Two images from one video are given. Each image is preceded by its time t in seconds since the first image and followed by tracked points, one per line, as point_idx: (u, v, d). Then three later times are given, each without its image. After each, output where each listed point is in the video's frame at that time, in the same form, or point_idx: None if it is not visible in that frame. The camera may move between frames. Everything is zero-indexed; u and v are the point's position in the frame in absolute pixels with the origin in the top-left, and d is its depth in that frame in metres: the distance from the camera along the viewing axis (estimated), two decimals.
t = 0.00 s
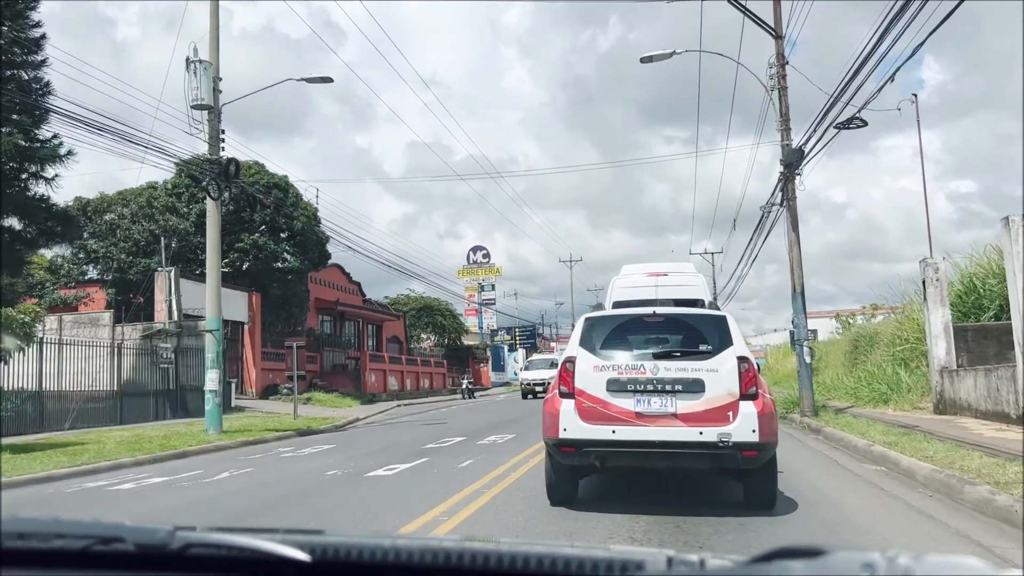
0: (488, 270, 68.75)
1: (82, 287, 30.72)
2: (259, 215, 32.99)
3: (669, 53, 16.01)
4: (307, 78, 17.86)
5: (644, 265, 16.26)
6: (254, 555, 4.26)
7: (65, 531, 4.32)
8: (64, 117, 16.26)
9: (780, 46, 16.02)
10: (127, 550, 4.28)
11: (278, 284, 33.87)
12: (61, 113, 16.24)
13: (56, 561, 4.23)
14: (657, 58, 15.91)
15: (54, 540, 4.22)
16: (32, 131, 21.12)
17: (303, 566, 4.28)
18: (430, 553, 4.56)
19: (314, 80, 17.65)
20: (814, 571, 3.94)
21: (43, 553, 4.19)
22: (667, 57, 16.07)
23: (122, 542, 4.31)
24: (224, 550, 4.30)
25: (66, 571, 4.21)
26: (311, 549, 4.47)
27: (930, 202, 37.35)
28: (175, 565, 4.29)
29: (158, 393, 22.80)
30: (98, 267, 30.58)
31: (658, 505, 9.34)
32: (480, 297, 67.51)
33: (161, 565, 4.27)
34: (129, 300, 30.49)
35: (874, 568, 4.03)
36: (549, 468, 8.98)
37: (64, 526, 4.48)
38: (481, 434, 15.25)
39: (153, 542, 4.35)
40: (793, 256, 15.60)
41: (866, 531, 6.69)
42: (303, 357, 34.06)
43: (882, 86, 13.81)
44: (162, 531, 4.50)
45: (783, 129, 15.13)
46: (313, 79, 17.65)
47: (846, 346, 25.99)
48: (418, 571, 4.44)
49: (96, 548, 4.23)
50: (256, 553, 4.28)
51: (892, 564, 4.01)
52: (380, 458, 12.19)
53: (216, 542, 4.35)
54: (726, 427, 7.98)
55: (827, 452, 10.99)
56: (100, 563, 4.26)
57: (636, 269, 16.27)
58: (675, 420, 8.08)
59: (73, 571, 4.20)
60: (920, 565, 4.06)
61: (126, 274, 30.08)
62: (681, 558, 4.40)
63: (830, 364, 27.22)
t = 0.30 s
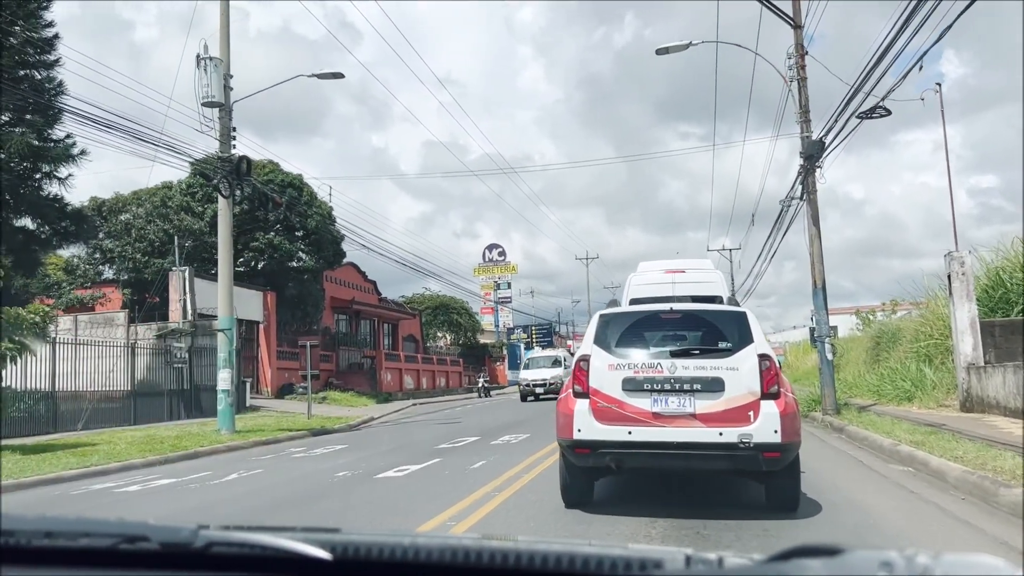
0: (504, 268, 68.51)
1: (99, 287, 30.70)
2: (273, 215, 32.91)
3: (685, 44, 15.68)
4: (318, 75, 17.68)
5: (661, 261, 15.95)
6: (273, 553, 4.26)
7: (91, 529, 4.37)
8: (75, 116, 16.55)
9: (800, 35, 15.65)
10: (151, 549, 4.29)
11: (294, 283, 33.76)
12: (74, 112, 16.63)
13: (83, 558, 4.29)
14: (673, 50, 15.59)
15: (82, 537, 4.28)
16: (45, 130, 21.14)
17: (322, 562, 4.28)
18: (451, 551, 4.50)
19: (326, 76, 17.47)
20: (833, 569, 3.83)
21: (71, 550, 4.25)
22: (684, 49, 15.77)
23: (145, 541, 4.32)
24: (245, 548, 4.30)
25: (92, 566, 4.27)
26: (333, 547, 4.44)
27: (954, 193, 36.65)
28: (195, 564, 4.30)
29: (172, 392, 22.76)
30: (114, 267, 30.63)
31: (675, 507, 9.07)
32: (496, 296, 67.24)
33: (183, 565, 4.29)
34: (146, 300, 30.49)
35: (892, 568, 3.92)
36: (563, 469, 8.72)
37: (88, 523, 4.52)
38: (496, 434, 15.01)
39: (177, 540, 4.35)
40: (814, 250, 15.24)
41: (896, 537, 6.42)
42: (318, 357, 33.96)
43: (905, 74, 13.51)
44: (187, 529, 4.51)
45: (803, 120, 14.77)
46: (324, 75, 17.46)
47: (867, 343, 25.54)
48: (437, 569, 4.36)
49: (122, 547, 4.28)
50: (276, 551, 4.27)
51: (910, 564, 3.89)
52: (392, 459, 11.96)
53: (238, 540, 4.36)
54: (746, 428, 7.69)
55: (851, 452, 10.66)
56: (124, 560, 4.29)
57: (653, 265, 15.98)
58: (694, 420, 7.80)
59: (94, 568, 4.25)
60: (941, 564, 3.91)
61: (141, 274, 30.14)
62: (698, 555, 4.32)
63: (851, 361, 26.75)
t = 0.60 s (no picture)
0: (517, 268, 68.34)
1: (113, 289, 30.72)
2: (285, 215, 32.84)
3: (699, 38, 15.42)
4: (327, 73, 17.53)
5: (676, 260, 15.68)
6: (293, 551, 4.10)
7: (111, 527, 4.20)
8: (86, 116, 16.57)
9: (816, 29, 15.34)
10: (171, 547, 4.12)
11: (306, 283, 33.67)
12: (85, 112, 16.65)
13: (102, 557, 4.12)
14: (686, 45, 15.33)
15: (102, 535, 4.12)
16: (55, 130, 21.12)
17: (339, 559, 4.13)
18: (463, 549, 4.37)
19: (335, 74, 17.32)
20: (846, 569, 3.66)
21: (92, 549, 4.09)
22: (697, 43, 15.50)
23: (165, 539, 4.15)
24: (266, 546, 4.14)
25: (112, 564, 4.10)
26: (349, 546, 4.26)
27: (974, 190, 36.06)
28: (215, 563, 4.14)
29: (184, 393, 22.70)
30: (126, 268, 30.67)
31: (691, 508, 8.82)
32: (509, 296, 67.05)
33: (202, 563, 4.13)
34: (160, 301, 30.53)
35: (904, 567, 3.75)
36: (576, 470, 8.50)
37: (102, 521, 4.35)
38: (507, 435, 14.79)
39: (196, 539, 4.19)
40: (832, 247, 14.93)
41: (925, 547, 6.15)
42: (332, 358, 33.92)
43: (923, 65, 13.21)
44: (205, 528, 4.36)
45: (820, 115, 14.47)
46: (333, 73, 17.32)
47: (885, 342, 25.14)
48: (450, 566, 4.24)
49: (140, 545, 4.12)
50: (293, 549, 4.12)
51: (923, 562, 3.72)
52: (401, 460, 11.77)
53: (257, 538, 4.20)
54: (763, 428, 7.44)
55: (872, 453, 10.37)
56: (144, 559, 4.12)
57: (668, 264, 15.71)
58: (709, 420, 7.56)
59: (113, 567, 4.08)
60: (953, 563, 3.75)
61: (153, 275, 30.16)
62: (711, 554, 4.14)
63: (869, 360, 26.35)
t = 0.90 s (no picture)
0: (528, 270, 68.18)
1: (122, 291, 30.76)
2: (294, 216, 32.77)
3: (710, 35, 15.20)
4: (335, 72, 17.40)
5: (687, 261, 15.44)
6: (306, 552, 3.91)
7: (124, 527, 4.11)
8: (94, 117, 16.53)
9: (829, 25, 15.09)
10: (184, 548, 3.96)
11: (315, 285, 33.55)
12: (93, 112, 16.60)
13: (115, 558, 4.01)
14: (697, 42, 15.12)
15: (115, 536, 4.02)
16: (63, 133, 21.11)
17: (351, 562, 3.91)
18: (476, 551, 4.18)
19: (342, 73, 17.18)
20: (861, 572, 3.50)
21: (104, 551, 3.99)
22: (707, 41, 15.28)
23: (176, 540, 4.00)
24: (278, 548, 3.94)
25: (124, 566, 3.98)
26: (361, 547, 4.10)
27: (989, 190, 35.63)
28: (227, 564, 3.95)
29: (192, 394, 22.63)
30: (136, 270, 30.67)
31: (703, 508, 8.69)
32: (520, 297, 66.88)
33: (214, 565, 3.95)
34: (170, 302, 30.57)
35: (919, 570, 3.59)
36: (589, 471, 8.41)
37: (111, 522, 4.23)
38: (517, 437, 14.60)
39: (208, 540, 4.02)
40: (846, 246, 14.67)
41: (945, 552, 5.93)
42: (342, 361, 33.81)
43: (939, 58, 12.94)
44: (217, 529, 4.19)
45: (833, 112, 14.22)
46: (341, 73, 17.20)
47: (900, 343, 24.80)
48: (465, 568, 4.03)
49: (154, 546, 3.98)
50: (305, 550, 3.94)
51: (935, 564, 3.58)
52: (407, 464, 11.59)
53: (271, 539, 4.00)
54: (775, 429, 7.24)
55: (889, 456, 10.12)
56: (156, 561, 3.97)
57: (680, 265, 15.50)
58: (721, 421, 7.36)
59: (124, 567, 3.94)
60: (969, 567, 3.59)
61: (162, 277, 30.15)
62: (723, 557, 3.99)
63: (884, 362, 25.99)
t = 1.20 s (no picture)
0: (536, 272, 68.00)
1: (129, 293, 30.72)
2: (302, 219, 32.71)
3: (718, 34, 15.02)
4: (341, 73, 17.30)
5: (696, 263, 15.25)
6: (316, 554, 3.85)
7: (137, 529, 4.03)
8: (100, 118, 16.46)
9: (840, 23, 14.88)
10: (194, 550, 3.91)
11: (322, 287, 33.41)
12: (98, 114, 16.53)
13: (126, 560, 3.92)
14: (705, 41, 14.94)
15: (127, 538, 3.94)
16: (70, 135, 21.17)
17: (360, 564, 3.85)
18: (485, 553, 4.01)
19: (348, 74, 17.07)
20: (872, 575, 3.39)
21: (115, 552, 3.91)
22: (716, 39, 15.09)
23: (188, 542, 3.93)
24: (289, 550, 3.90)
25: (135, 568, 3.89)
26: (371, 549, 4.01)
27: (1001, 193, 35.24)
28: (237, 565, 3.89)
29: (198, 397, 22.55)
30: (143, 272, 30.65)
31: (711, 508, 8.69)
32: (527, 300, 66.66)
33: (225, 566, 3.89)
34: (177, 305, 30.55)
35: (930, 574, 3.49)
36: (599, 472, 8.44)
37: (125, 522, 4.18)
38: (524, 441, 14.51)
39: (218, 542, 3.97)
40: (857, 247, 14.47)
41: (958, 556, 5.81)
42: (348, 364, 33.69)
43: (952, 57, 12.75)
44: (230, 531, 4.14)
45: (844, 112, 14.03)
46: (346, 74, 17.10)
47: (911, 346, 24.51)
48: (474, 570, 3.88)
49: (166, 547, 3.90)
50: (315, 553, 3.87)
51: (947, 567, 3.48)
52: (412, 468, 11.44)
53: (280, 541, 3.97)
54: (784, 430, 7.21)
55: (901, 460, 9.97)
56: (167, 563, 3.88)
57: (689, 267, 15.28)
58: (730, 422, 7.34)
59: (133, 568, 3.85)
60: (980, 570, 3.51)
61: (170, 280, 30.20)
62: (733, 559, 3.88)
63: (896, 365, 25.69)
